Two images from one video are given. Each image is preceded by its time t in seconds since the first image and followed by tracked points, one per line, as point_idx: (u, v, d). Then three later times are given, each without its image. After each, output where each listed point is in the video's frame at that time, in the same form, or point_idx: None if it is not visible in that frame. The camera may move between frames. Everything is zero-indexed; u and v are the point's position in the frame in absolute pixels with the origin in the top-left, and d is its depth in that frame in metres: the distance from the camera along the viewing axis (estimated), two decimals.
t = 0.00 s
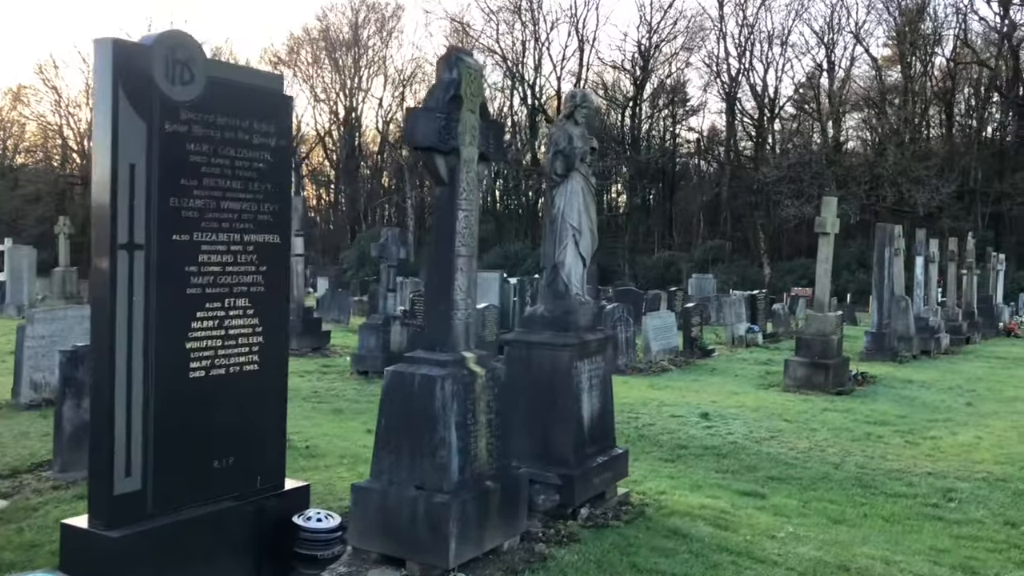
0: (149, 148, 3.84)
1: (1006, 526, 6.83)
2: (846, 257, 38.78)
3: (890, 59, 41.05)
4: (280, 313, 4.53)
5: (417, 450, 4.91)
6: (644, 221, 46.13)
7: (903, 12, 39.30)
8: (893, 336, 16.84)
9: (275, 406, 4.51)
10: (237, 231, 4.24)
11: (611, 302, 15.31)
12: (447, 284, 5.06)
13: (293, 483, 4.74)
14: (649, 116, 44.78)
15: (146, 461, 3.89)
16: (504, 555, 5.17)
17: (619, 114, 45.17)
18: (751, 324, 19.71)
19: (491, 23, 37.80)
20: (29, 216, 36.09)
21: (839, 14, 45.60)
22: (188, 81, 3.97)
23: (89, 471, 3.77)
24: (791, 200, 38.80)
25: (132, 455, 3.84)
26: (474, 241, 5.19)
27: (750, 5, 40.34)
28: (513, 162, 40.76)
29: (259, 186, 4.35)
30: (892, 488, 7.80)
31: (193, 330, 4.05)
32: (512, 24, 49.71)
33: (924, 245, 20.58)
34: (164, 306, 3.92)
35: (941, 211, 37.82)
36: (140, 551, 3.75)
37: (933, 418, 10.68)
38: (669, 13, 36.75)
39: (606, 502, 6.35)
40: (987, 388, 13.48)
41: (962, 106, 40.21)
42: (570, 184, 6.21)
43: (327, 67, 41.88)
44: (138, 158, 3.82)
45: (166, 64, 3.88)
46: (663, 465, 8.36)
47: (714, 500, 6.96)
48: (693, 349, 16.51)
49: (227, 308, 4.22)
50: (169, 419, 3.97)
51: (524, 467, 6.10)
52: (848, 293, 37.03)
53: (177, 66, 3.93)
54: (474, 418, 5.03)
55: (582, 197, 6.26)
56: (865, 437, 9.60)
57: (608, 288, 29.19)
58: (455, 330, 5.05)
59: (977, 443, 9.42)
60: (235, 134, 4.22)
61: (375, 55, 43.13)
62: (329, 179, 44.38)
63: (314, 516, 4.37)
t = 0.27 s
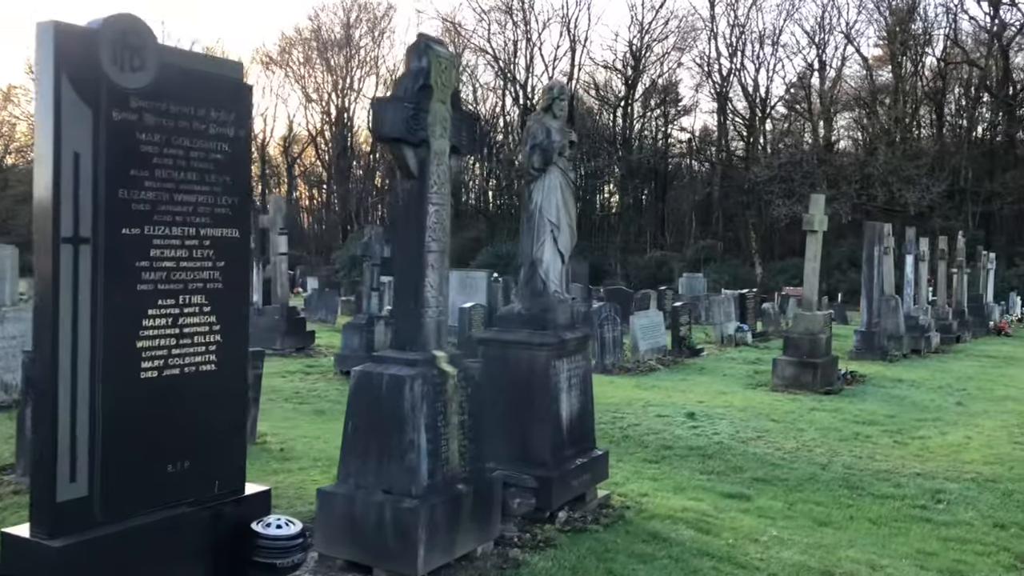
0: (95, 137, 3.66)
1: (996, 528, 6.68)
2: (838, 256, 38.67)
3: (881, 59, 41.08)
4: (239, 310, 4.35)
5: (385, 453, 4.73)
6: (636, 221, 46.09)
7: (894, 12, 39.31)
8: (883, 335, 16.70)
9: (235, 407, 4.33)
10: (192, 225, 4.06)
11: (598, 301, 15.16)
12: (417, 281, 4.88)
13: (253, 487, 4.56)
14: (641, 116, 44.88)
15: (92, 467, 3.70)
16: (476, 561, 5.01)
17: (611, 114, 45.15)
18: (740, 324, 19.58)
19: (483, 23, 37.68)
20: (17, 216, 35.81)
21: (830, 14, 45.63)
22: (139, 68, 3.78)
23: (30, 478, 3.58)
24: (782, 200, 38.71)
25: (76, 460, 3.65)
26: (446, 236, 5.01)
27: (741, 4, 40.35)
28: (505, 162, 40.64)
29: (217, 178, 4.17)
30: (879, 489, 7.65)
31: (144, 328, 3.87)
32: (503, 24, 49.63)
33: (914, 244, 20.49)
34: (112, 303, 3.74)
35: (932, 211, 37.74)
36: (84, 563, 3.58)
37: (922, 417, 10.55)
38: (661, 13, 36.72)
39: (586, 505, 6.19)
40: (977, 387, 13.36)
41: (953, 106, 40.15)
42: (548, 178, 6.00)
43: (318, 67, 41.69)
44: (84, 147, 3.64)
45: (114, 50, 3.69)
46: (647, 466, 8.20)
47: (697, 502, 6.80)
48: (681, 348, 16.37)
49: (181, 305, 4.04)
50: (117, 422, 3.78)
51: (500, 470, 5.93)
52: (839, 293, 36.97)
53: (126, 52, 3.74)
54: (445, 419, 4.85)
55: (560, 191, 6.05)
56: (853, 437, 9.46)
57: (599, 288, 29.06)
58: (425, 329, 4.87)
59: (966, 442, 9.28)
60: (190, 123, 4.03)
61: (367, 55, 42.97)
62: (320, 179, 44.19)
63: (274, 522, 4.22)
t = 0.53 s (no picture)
0: (31, 125, 3.50)
1: (985, 532, 6.51)
2: (833, 256, 38.51)
3: (877, 59, 41.03)
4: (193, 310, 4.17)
5: (348, 457, 4.55)
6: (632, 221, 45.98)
7: (889, 12, 39.23)
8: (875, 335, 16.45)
9: (189, 410, 4.17)
10: (139, 219, 3.89)
11: (587, 301, 14.99)
12: (383, 278, 4.69)
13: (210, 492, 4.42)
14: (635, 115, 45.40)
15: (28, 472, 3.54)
16: (445, 570, 4.83)
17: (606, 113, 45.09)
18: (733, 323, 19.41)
19: (477, 23, 37.63)
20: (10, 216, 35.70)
21: (825, 14, 45.64)
22: (79, 54, 3.63)
23: None
24: (776, 199, 38.59)
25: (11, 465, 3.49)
26: (413, 232, 4.82)
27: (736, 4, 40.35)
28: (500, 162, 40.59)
29: (167, 170, 4.01)
30: (867, 492, 7.47)
31: (86, 327, 3.70)
32: (499, 24, 49.58)
33: (908, 243, 20.34)
34: (50, 300, 3.57)
35: (927, 210, 37.53)
36: None
37: (913, 418, 10.38)
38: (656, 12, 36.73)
39: (563, 510, 6.01)
40: (970, 388, 13.19)
41: (949, 106, 39.99)
42: (524, 172, 5.81)
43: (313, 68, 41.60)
44: (18, 137, 3.47)
45: (51, 35, 3.54)
46: (631, 468, 8.02)
47: (679, 506, 6.62)
48: (671, 348, 16.22)
49: (128, 303, 3.86)
50: (55, 425, 3.61)
51: (474, 475, 5.74)
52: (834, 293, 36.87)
53: (64, 37, 3.58)
54: (411, 423, 4.66)
55: (536, 186, 5.85)
56: (842, 438, 9.28)
57: (592, 288, 28.91)
58: (391, 329, 4.69)
59: (957, 444, 9.11)
60: (136, 113, 3.87)
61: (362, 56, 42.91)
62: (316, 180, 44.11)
63: (226, 530, 4.06)
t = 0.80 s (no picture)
0: None
1: (972, 542, 6.33)
2: (829, 257, 38.40)
3: (873, 59, 40.88)
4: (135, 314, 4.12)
5: (303, 471, 4.38)
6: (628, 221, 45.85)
7: (885, 12, 39.09)
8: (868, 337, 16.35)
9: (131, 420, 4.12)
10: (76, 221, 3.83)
11: (575, 304, 14.80)
12: (341, 283, 4.51)
13: (159, 508, 4.42)
14: (631, 115, 45.14)
15: None
16: None
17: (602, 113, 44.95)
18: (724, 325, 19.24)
19: (472, 23, 37.47)
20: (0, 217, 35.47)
21: (822, 13, 45.53)
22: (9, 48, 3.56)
23: None
24: (772, 199, 38.38)
25: None
26: (374, 235, 4.64)
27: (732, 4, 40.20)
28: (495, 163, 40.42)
29: (106, 170, 3.95)
30: (853, 500, 7.29)
31: (19, 335, 3.63)
32: (495, 23, 49.38)
33: (902, 244, 20.18)
34: None
35: (923, 211, 37.36)
36: None
37: (903, 423, 10.20)
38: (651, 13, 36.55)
39: (537, 521, 5.83)
40: (962, 391, 13.01)
41: (945, 106, 39.86)
42: (495, 171, 5.62)
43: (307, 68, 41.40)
44: None
45: None
46: (612, 476, 7.85)
47: (657, 516, 6.44)
48: (662, 351, 16.04)
49: (64, 309, 3.80)
50: None
51: (442, 485, 5.57)
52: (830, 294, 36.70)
53: None
54: (371, 434, 4.49)
55: (508, 186, 5.66)
56: (829, 444, 9.11)
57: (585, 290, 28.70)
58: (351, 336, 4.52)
59: (946, 450, 8.94)
60: (73, 111, 3.80)
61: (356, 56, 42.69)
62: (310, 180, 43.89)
63: (170, 548, 3.92)
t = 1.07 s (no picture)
0: None
1: (959, 547, 6.20)
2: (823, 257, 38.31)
3: (869, 59, 40.82)
4: (82, 310, 4.15)
5: (262, 476, 4.22)
6: (623, 221, 45.76)
7: (881, 12, 38.98)
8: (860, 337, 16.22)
9: (78, 422, 4.14)
10: (19, 216, 3.85)
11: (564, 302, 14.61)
12: (303, 280, 4.35)
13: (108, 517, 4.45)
14: (627, 115, 45.03)
15: None
16: None
17: (597, 113, 44.87)
18: (716, 325, 19.11)
19: (467, 23, 37.37)
20: None
21: (817, 13, 45.46)
22: None
23: None
24: (767, 199, 38.24)
25: None
26: (337, 230, 4.49)
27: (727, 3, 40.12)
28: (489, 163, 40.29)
29: (50, 164, 3.97)
30: (839, 504, 7.15)
31: None
32: (490, 23, 49.26)
33: (895, 244, 20.06)
34: None
35: (918, 210, 37.25)
36: None
37: (892, 424, 10.07)
38: (647, 12, 36.42)
39: (512, 525, 5.67)
40: (953, 392, 12.88)
41: (941, 106, 39.78)
42: (469, 167, 5.46)
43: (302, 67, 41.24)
44: None
45: None
46: (595, 478, 7.71)
47: (638, 520, 6.30)
48: (651, 351, 15.92)
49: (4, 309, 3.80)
50: None
51: (413, 490, 5.40)
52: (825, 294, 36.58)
53: None
54: (333, 438, 4.33)
55: (482, 182, 5.50)
56: (817, 446, 8.97)
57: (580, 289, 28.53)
58: (313, 336, 4.37)
59: (935, 451, 8.80)
60: (17, 101, 3.82)
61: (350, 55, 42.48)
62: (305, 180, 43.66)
63: (116, 558, 3.80)
